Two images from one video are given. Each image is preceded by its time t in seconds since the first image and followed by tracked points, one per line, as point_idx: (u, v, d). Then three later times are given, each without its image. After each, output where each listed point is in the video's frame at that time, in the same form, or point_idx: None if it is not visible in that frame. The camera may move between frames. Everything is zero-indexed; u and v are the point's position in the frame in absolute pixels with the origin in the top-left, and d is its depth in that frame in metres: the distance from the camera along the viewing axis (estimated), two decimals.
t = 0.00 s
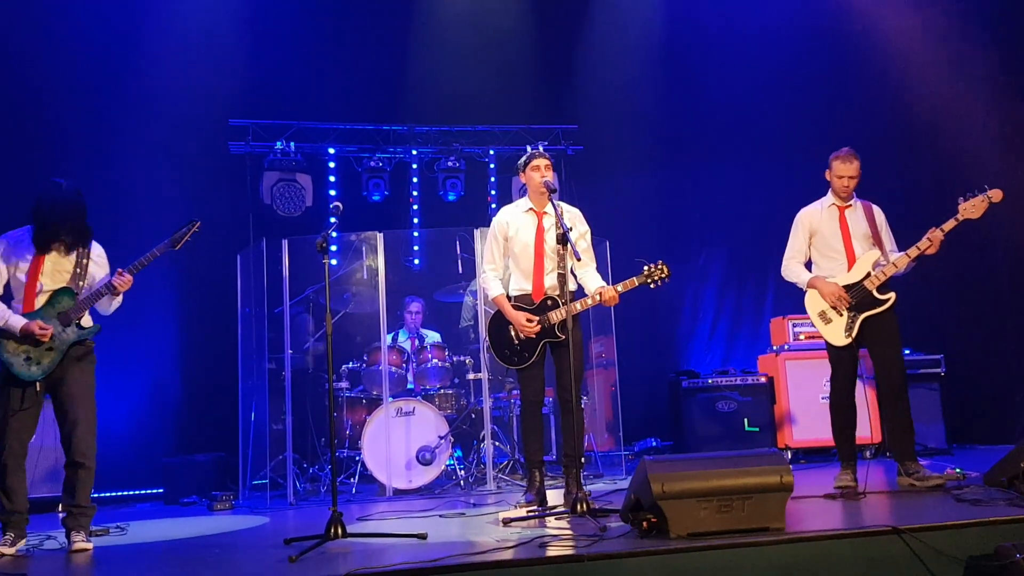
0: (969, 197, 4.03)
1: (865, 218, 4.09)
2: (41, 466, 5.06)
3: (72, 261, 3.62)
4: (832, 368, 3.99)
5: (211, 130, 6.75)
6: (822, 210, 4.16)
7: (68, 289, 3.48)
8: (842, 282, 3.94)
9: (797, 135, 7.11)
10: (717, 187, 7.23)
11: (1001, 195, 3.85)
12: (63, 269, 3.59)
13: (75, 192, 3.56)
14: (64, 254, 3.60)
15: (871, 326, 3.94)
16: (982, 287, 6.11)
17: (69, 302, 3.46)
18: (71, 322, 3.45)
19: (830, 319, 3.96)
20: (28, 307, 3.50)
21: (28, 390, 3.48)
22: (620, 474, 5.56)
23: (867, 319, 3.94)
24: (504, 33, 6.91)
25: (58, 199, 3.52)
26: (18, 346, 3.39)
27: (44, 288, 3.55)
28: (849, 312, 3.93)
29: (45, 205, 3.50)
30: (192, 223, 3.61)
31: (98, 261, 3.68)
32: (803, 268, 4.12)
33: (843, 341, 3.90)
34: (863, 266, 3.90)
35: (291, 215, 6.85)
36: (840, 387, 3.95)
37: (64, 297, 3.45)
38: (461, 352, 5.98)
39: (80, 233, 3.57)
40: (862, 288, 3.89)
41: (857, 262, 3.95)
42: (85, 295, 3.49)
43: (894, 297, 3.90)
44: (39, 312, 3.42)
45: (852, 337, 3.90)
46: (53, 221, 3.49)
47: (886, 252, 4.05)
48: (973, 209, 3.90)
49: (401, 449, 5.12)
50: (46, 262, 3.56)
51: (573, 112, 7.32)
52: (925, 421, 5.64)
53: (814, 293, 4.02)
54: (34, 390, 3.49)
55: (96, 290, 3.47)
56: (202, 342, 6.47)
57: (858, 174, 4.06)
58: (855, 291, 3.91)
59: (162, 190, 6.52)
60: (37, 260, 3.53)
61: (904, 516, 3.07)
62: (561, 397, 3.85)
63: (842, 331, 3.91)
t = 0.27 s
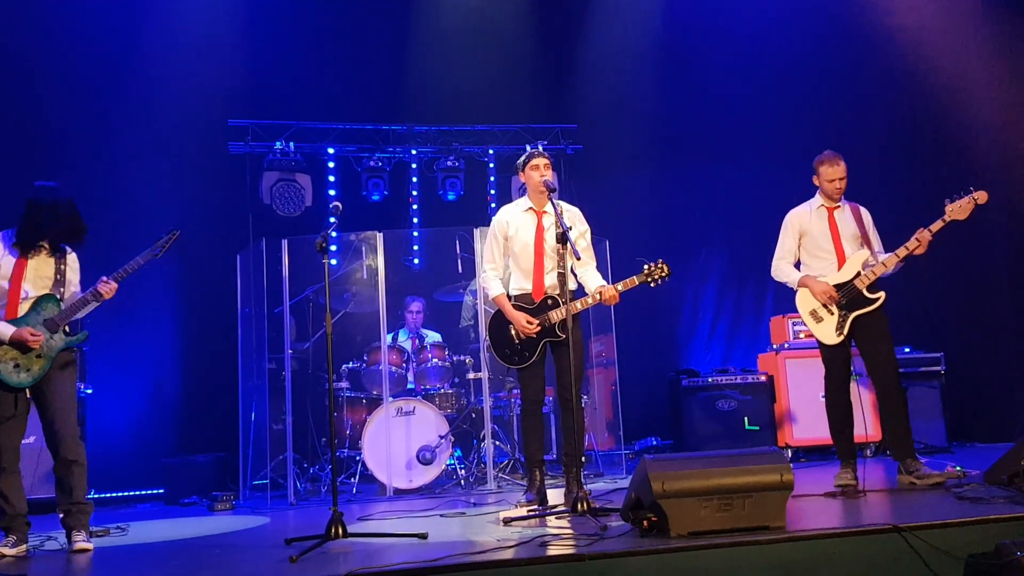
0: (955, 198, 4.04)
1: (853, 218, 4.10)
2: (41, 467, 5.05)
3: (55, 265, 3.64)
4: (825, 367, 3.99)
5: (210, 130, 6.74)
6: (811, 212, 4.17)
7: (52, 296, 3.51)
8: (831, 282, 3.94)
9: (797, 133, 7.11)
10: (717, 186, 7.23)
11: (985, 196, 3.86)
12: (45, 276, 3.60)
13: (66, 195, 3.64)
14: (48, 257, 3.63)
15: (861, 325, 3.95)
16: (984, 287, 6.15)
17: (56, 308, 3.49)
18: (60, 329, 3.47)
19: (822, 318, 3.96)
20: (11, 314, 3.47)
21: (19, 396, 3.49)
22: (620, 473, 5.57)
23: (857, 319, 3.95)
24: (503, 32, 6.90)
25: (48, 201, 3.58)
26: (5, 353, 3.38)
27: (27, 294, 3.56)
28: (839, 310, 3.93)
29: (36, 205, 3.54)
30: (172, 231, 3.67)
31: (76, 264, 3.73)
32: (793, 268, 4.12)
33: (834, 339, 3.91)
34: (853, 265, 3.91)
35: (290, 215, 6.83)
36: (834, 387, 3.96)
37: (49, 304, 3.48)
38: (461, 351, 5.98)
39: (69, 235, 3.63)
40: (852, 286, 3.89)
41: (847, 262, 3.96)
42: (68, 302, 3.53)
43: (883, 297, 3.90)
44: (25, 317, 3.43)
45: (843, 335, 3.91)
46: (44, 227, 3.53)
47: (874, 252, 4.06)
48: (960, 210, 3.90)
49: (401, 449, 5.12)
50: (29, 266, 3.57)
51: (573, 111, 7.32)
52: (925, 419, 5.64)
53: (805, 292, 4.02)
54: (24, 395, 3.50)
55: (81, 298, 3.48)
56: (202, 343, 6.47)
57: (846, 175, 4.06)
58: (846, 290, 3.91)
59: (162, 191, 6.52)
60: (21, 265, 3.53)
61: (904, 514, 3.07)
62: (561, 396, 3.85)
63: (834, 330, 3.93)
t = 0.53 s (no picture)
0: (945, 199, 4.04)
1: (845, 220, 4.11)
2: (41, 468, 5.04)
3: (40, 269, 3.73)
4: (821, 365, 3.98)
5: (209, 130, 6.74)
6: (801, 211, 4.17)
7: (37, 298, 3.56)
8: (824, 281, 3.93)
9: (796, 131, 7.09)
10: (717, 183, 7.22)
11: (975, 199, 3.86)
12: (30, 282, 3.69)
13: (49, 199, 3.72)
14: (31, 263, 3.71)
15: (854, 323, 3.95)
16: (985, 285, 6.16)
17: (42, 311, 3.56)
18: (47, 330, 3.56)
19: (814, 316, 3.97)
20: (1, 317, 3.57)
21: (10, 397, 3.57)
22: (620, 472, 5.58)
23: (850, 316, 3.95)
24: (503, 31, 6.90)
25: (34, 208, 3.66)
26: None
27: (15, 298, 3.65)
28: (832, 308, 3.93)
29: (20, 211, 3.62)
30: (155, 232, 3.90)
31: (60, 267, 3.84)
32: (785, 267, 4.11)
33: (827, 337, 3.91)
34: (845, 265, 3.90)
35: (290, 215, 6.83)
36: (828, 386, 3.96)
37: (35, 306, 3.53)
38: (461, 350, 5.99)
39: (52, 240, 3.71)
40: (844, 285, 3.88)
41: (839, 261, 3.96)
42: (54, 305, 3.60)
43: (875, 296, 3.89)
44: (11, 320, 3.48)
45: (836, 333, 3.91)
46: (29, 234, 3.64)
47: (864, 251, 4.07)
48: (949, 211, 3.90)
49: (401, 448, 5.12)
50: (16, 273, 3.67)
51: (573, 110, 7.31)
52: (925, 416, 5.64)
53: (798, 290, 4.03)
54: (15, 397, 3.59)
55: (67, 301, 3.59)
56: (202, 343, 6.47)
57: (836, 174, 4.08)
58: (838, 288, 3.90)
59: (161, 191, 6.52)
60: (8, 271, 3.63)
61: (904, 512, 3.07)
62: (561, 395, 3.85)
63: (827, 328, 3.92)
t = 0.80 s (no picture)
0: (937, 201, 4.05)
1: (838, 220, 4.13)
2: (41, 468, 5.04)
3: (32, 275, 3.76)
4: (819, 365, 3.98)
5: (209, 130, 6.73)
6: (797, 212, 4.18)
7: (31, 301, 3.60)
8: (819, 281, 3.94)
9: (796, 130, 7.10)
10: (717, 183, 7.22)
11: (967, 199, 3.87)
12: (22, 287, 3.72)
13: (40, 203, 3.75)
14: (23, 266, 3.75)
15: (851, 323, 3.95)
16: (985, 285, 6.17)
17: (35, 313, 3.60)
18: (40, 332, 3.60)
19: (811, 316, 3.96)
20: None
21: None
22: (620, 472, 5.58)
23: (846, 316, 3.95)
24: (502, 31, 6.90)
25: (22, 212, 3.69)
26: None
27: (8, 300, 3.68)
28: (828, 308, 3.93)
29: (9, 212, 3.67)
30: (147, 241, 3.97)
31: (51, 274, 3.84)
32: (780, 267, 4.12)
33: (823, 337, 3.92)
34: (839, 266, 3.91)
35: (289, 215, 6.85)
36: (825, 386, 3.96)
37: (30, 308, 3.57)
38: (461, 350, 5.99)
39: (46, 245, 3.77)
40: (840, 286, 3.90)
41: (834, 261, 3.97)
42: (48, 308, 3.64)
43: (870, 296, 3.91)
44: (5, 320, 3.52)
45: (832, 333, 3.92)
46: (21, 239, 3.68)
47: (859, 252, 4.08)
48: (941, 212, 3.91)
49: (401, 448, 5.13)
50: (8, 276, 3.70)
51: (572, 110, 7.31)
52: (924, 416, 5.64)
53: (794, 291, 4.02)
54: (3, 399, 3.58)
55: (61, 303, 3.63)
56: (202, 343, 6.47)
57: (833, 176, 4.08)
58: (833, 288, 3.91)
59: (161, 191, 6.52)
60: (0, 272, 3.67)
61: (904, 511, 3.07)
62: (560, 395, 3.85)
63: (823, 327, 3.93)
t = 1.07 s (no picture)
0: (935, 199, 4.06)
1: (837, 221, 4.11)
2: (41, 468, 5.04)
3: (25, 275, 3.86)
4: (818, 365, 3.98)
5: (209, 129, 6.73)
6: (794, 214, 4.19)
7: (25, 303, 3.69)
8: (818, 281, 3.94)
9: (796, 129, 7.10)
10: (717, 182, 7.22)
11: (965, 197, 3.88)
12: (16, 288, 3.80)
13: (37, 207, 3.87)
14: (17, 267, 3.82)
15: (850, 322, 3.95)
16: (985, 285, 6.13)
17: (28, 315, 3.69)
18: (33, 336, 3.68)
19: (809, 316, 3.98)
20: None
21: None
22: (620, 472, 5.59)
23: (845, 315, 3.95)
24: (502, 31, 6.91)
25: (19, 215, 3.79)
26: None
27: (4, 301, 3.75)
28: (827, 308, 3.94)
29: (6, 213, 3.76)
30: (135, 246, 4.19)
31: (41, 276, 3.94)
32: (778, 268, 4.13)
33: (823, 337, 3.92)
34: (838, 265, 3.91)
35: (290, 215, 6.90)
36: (824, 385, 3.96)
37: (24, 311, 3.66)
38: (461, 350, 6.00)
39: (40, 250, 3.85)
40: (838, 286, 3.89)
41: (832, 262, 3.97)
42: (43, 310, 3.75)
43: (869, 296, 3.90)
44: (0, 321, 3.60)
45: (832, 333, 3.92)
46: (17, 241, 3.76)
47: (858, 252, 4.06)
48: (939, 211, 3.92)
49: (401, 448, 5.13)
50: (4, 277, 3.77)
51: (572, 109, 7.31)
52: (925, 416, 5.64)
53: (793, 291, 4.03)
54: None
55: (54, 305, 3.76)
56: (202, 342, 6.46)
57: (831, 177, 4.07)
58: (832, 288, 3.91)
59: (162, 190, 6.52)
60: None
61: (904, 511, 3.07)
62: (561, 395, 3.85)
63: (822, 328, 3.93)
